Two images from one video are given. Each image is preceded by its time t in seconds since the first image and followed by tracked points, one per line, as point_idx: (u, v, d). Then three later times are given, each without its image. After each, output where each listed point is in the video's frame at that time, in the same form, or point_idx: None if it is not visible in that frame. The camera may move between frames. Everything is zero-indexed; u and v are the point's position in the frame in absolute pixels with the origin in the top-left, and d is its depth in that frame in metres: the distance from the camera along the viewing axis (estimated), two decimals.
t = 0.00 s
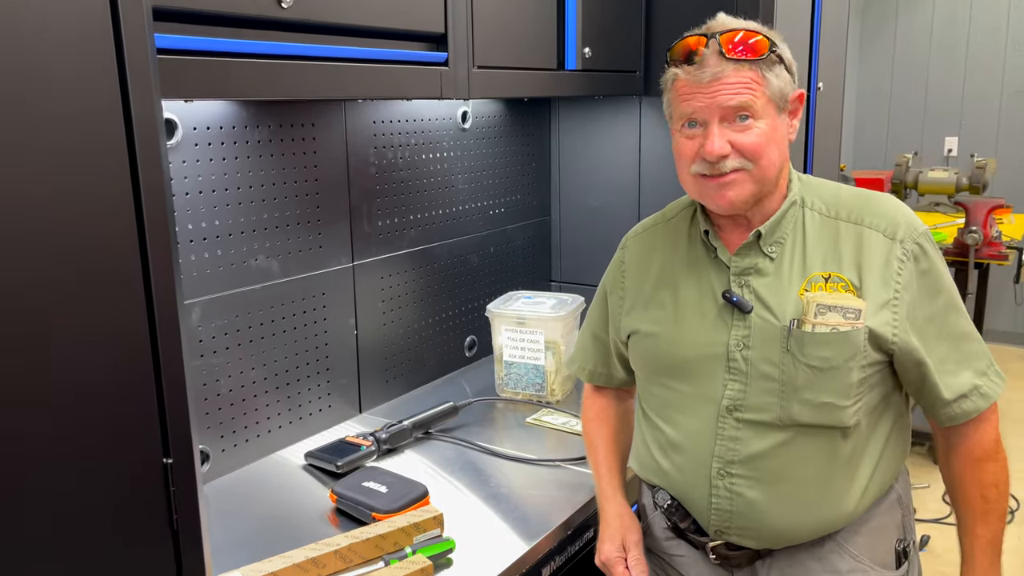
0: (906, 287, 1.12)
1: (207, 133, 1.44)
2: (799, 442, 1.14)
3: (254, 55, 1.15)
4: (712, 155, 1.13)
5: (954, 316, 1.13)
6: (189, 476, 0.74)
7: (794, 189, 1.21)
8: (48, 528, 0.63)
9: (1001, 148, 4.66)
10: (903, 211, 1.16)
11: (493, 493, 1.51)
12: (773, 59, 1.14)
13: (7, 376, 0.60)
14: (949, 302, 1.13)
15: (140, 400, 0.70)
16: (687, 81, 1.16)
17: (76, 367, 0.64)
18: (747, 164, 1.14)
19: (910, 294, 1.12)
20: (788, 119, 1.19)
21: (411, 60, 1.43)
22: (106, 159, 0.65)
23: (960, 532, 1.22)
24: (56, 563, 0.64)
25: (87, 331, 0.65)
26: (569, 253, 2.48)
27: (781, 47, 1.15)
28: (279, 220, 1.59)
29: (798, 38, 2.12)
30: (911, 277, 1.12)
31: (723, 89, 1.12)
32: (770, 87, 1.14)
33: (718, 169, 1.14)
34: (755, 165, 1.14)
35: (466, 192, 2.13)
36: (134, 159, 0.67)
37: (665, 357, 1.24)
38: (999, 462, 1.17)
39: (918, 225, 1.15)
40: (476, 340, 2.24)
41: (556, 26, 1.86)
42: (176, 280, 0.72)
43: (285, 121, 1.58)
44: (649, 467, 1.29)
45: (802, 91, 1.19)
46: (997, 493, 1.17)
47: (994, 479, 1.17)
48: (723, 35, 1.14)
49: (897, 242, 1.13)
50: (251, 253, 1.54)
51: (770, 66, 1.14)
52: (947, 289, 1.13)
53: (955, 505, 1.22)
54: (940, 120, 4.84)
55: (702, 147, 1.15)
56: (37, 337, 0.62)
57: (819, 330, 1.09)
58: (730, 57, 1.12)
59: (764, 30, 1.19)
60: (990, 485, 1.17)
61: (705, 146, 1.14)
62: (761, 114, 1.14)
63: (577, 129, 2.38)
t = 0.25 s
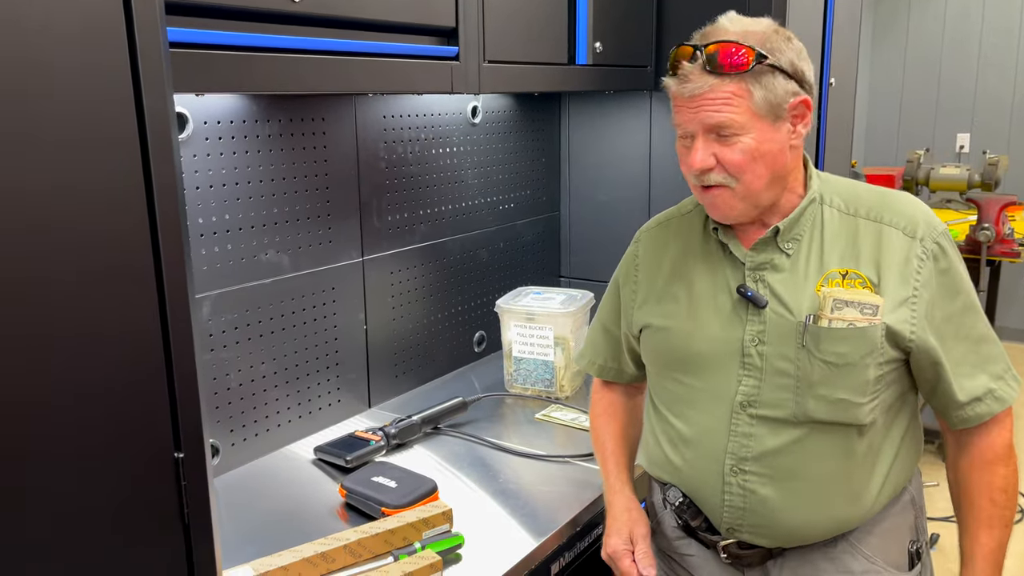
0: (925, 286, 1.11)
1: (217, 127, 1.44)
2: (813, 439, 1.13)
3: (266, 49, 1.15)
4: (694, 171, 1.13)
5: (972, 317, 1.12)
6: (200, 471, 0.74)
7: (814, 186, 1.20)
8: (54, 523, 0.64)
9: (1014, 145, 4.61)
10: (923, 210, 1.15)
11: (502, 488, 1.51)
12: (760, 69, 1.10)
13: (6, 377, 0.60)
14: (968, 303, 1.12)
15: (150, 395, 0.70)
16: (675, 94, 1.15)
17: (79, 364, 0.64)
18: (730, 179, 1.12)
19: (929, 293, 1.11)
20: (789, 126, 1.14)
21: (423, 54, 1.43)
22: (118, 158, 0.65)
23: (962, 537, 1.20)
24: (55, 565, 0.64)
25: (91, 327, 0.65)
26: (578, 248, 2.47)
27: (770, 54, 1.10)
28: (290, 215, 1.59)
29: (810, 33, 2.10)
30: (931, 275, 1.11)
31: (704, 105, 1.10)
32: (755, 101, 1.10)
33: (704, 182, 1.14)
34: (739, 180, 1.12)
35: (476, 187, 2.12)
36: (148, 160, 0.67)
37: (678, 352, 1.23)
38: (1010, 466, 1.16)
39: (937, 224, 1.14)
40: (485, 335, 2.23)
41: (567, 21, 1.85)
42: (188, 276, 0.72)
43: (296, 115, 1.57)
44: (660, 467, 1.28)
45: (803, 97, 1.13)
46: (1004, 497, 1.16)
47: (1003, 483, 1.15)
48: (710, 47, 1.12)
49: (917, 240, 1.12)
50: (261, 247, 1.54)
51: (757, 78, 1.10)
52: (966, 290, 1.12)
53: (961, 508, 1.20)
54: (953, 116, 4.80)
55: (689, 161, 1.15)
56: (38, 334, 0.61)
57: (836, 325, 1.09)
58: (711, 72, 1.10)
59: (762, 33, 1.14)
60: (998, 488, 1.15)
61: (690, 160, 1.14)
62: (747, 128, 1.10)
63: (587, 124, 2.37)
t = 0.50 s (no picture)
0: (942, 283, 1.06)
1: (214, 115, 1.40)
2: (823, 443, 1.09)
3: (258, 34, 1.12)
4: (717, 151, 1.09)
5: (991, 316, 1.08)
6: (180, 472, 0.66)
7: (825, 178, 1.17)
8: (29, 537, 0.58)
9: None
10: (940, 203, 1.11)
11: (503, 487, 1.47)
12: (788, 47, 1.07)
13: None
14: (986, 300, 1.07)
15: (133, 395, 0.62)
16: (697, 71, 1.11)
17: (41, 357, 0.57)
18: (754, 160, 1.09)
19: (946, 290, 1.06)
20: (809, 111, 1.12)
21: (423, 41, 1.39)
22: (96, 132, 0.57)
23: (963, 536, 1.14)
24: None
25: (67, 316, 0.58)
26: (585, 242, 2.43)
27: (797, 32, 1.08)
28: (288, 206, 1.56)
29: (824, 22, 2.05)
30: (948, 271, 1.07)
31: (730, 82, 1.07)
32: (782, 79, 1.07)
33: (723, 164, 1.10)
34: (762, 162, 1.08)
35: (481, 179, 2.08)
36: (121, 136, 0.59)
37: (684, 350, 1.19)
38: None
39: (955, 218, 1.09)
40: (489, 330, 2.20)
41: (574, 9, 1.81)
42: (167, 261, 0.63)
43: (295, 104, 1.54)
44: (666, 469, 1.24)
45: (826, 81, 1.11)
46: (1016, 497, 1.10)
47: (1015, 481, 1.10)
48: (735, 23, 1.08)
49: (934, 235, 1.07)
50: (258, 239, 1.51)
51: (784, 56, 1.07)
52: (985, 287, 1.07)
53: (967, 507, 1.14)
54: (970, 111, 4.71)
55: (710, 142, 1.11)
56: (49, 320, 0.57)
57: (848, 324, 1.05)
58: (739, 46, 1.06)
59: (787, 13, 1.11)
60: (1010, 485, 1.10)
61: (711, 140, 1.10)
62: (773, 107, 1.07)
63: (595, 115, 2.33)
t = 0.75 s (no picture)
0: (965, 292, 0.99)
1: (195, 108, 1.34)
2: (835, 463, 1.01)
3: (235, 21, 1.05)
4: (756, 134, 1.01)
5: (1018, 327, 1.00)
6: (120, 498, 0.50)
7: (839, 177, 1.09)
8: None
9: None
10: (963, 205, 1.03)
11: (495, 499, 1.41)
12: (826, 27, 1.02)
13: None
14: (1013, 311, 0.99)
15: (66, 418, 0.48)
16: (729, 49, 1.03)
17: None
18: (794, 145, 1.01)
19: (969, 300, 0.99)
20: (838, 98, 1.06)
21: (414, 31, 1.32)
22: (13, 73, 0.42)
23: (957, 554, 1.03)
24: None
25: None
26: (589, 241, 2.36)
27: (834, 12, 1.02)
28: (275, 203, 1.50)
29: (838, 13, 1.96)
30: (971, 279, 0.99)
31: (771, 59, 1.00)
32: (822, 58, 1.01)
33: (761, 150, 1.02)
34: (802, 147, 1.01)
35: (480, 175, 2.02)
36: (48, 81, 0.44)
37: (684, 360, 1.12)
38: None
39: (979, 221, 1.02)
40: (488, 331, 2.13)
41: None
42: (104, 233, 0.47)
43: (283, 97, 1.48)
44: (661, 484, 1.18)
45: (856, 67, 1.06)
46: None
47: None
48: None
49: (956, 240, 1.00)
50: (243, 237, 1.45)
51: (822, 35, 1.02)
52: (1012, 297, 1.00)
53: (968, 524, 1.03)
54: (987, 107, 4.60)
55: (745, 125, 1.03)
56: None
57: (864, 334, 0.97)
58: (780, 21, 0.99)
59: None
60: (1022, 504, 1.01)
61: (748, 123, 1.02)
62: (812, 89, 1.01)
63: (599, 110, 2.26)
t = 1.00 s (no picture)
0: (978, 308, 0.92)
1: (173, 106, 1.29)
2: (839, 488, 0.96)
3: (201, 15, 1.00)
4: (759, 137, 0.94)
5: None
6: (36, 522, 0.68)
7: (844, 185, 1.03)
8: None
9: None
10: (976, 215, 0.97)
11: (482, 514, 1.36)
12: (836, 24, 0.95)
13: None
14: None
15: None
16: (732, 46, 0.97)
17: None
18: (799, 150, 0.95)
19: (983, 316, 0.93)
20: (848, 100, 1.00)
21: (399, 26, 1.26)
22: None
23: None
24: None
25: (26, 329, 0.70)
26: (590, 243, 2.30)
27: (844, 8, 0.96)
28: (259, 204, 1.45)
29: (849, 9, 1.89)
30: (984, 294, 0.93)
31: (776, 57, 0.93)
32: (831, 57, 0.95)
33: (764, 155, 0.96)
34: (808, 151, 0.95)
35: (476, 175, 1.96)
36: None
37: (677, 376, 1.06)
38: None
39: (993, 232, 0.96)
40: (484, 335, 2.08)
41: None
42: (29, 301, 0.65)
43: (267, 94, 1.43)
44: (653, 507, 1.12)
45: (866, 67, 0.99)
46: None
47: None
48: None
49: (969, 252, 0.94)
50: (224, 240, 1.40)
51: (832, 32, 0.95)
52: None
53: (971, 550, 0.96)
54: (1006, 106, 4.48)
55: (747, 128, 0.96)
56: None
57: (871, 353, 0.92)
58: (786, 17, 0.93)
59: None
60: None
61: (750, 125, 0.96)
62: (819, 91, 0.95)
63: (602, 108, 2.20)
